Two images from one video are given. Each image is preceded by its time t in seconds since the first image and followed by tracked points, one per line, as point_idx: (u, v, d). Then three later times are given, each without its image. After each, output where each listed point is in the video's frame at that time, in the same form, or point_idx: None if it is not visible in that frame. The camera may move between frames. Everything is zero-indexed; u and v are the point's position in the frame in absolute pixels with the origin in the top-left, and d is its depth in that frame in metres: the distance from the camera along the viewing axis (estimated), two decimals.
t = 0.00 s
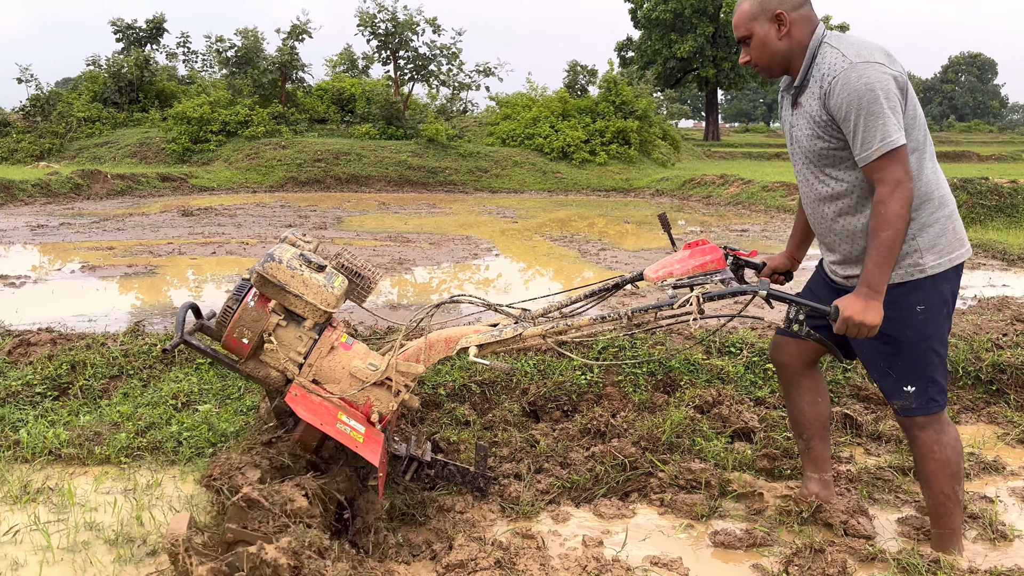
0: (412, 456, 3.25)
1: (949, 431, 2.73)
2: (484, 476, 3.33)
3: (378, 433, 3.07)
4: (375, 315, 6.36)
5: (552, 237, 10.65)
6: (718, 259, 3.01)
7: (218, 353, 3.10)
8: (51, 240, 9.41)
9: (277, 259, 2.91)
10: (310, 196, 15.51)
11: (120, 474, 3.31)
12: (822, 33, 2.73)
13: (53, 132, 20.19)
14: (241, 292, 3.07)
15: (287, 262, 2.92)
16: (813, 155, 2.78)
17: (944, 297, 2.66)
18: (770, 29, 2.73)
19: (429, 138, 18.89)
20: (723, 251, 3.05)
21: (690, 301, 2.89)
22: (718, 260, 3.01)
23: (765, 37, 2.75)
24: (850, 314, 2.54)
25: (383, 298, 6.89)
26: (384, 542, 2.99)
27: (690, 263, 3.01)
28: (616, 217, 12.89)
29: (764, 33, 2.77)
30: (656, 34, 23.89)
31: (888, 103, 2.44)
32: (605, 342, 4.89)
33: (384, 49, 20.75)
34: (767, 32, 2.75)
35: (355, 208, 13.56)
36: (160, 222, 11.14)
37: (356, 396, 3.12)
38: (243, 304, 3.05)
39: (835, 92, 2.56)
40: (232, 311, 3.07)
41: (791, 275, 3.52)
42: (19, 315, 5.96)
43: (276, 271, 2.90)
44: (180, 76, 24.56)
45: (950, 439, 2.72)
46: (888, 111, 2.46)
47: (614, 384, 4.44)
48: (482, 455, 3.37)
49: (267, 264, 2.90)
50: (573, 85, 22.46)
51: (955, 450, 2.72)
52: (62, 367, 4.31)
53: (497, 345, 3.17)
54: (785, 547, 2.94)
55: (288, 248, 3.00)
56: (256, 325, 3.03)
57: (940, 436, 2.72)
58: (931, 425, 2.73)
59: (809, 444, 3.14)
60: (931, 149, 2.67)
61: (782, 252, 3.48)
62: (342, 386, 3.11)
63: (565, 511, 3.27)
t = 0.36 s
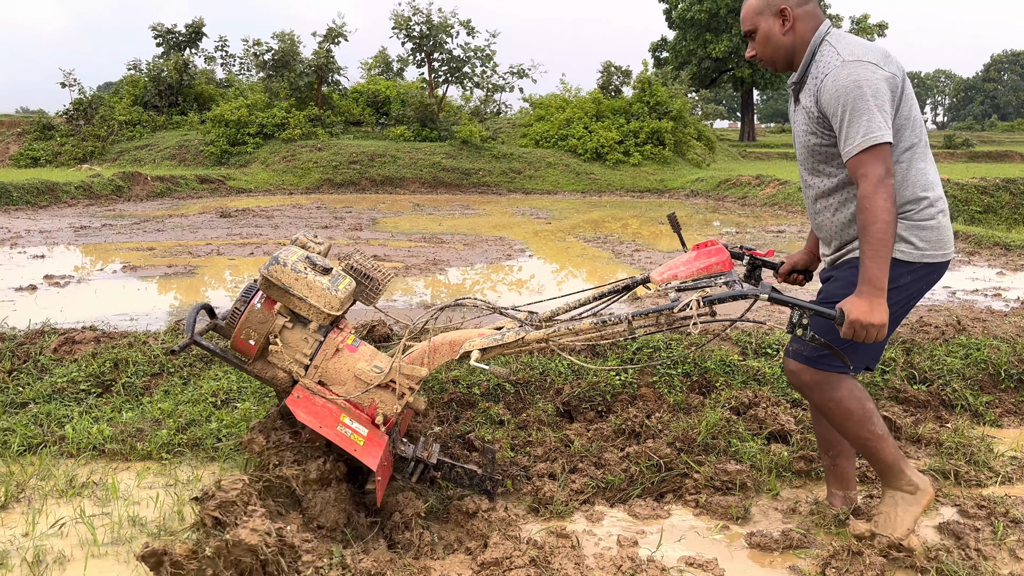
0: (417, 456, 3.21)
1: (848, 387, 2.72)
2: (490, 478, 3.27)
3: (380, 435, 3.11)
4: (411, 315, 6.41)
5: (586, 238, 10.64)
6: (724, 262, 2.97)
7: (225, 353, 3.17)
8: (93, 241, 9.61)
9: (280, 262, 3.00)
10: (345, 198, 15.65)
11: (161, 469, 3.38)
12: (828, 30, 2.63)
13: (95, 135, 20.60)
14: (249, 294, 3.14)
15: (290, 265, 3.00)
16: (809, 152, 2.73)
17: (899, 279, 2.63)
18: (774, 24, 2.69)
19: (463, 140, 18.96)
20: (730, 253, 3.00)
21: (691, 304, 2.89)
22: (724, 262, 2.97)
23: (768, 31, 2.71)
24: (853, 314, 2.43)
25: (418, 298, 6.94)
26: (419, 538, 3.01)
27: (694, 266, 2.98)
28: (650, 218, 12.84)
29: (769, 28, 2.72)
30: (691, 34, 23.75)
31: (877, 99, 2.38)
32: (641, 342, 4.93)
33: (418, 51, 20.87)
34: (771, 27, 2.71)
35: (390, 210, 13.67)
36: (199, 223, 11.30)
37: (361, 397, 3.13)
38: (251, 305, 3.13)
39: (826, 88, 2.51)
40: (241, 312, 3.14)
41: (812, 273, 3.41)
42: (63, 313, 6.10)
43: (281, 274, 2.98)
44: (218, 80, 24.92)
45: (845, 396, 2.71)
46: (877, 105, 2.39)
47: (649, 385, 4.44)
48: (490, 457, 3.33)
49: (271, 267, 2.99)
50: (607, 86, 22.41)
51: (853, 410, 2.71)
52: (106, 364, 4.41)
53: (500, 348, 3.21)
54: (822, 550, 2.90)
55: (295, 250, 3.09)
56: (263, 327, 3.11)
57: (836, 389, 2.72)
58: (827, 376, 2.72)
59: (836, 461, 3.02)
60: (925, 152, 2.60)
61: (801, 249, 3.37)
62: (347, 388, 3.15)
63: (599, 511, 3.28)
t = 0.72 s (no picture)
0: (435, 463, 3.21)
1: (907, 450, 2.56)
2: (510, 487, 3.30)
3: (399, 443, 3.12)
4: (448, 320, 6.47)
5: (621, 245, 10.62)
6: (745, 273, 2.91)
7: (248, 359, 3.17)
8: (136, 248, 9.80)
9: (301, 271, 2.98)
10: (381, 205, 15.78)
11: (206, 471, 3.44)
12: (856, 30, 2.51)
13: (137, 145, 21.01)
14: (271, 302, 3.14)
15: (310, 274, 2.98)
16: (833, 160, 2.59)
17: (940, 315, 2.42)
18: (795, 27, 2.58)
19: (497, 147, 19.02)
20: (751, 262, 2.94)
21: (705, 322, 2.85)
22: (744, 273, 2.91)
23: (791, 35, 2.60)
24: (875, 330, 2.33)
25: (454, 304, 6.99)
26: (460, 542, 3.03)
27: (714, 277, 2.92)
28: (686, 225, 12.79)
29: (792, 31, 2.62)
30: (727, 40, 23.62)
31: (906, 98, 2.24)
32: (680, 347, 4.92)
33: (454, 60, 21.01)
34: (794, 31, 2.60)
35: (425, 217, 13.76)
36: (239, 231, 11.46)
37: (381, 406, 3.12)
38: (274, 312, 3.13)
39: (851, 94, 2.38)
40: (263, 319, 3.15)
41: (836, 281, 3.32)
42: (110, 318, 6.24)
43: (301, 283, 2.97)
44: (256, 90, 25.29)
45: (903, 461, 2.55)
46: (909, 105, 2.24)
47: (688, 391, 4.43)
48: (509, 466, 3.33)
49: (292, 275, 2.97)
50: (642, 92, 22.36)
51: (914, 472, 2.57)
52: (153, 368, 4.51)
53: (518, 359, 3.20)
54: (867, 557, 2.87)
55: (316, 260, 3.07)
56: (284, 335, 3.11)
57: (893, 452, 2.56)
58: (890, 440, 2.56)
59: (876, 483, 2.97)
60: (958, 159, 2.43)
61: (820, 259, 3.29)
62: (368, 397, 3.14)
63: (640, 516, 3.27)
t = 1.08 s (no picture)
0: (437, 472, 3.19)
1: (954, 464, 2.53)
2: (513, 498, 3.23)
3: (396, 449, 3.13)
4: (481, 331, 6.50)
5: (654, 256, 10.59)
6: (726, 263, 2.88)
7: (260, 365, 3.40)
8: (175, 261, 9.96)
9: (305, 280, 3.20)
10: (415, 217, 15.88)
11: (244, 478, 3.49)
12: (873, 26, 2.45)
13: (176, 160, 21.40)
14: (281, 311, 3.37)
15: (312, 283, 3.20)
16: (854, 158, 2.54)
17: (975, 326, 2.36)
18: (812, 25, 2.54)
19: (529, 159, 19.07)
20: (736, 255, 2.90)
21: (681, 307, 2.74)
22: (727, 264, 2.88)
23: (807, 33, 2.56)
24: (852, 306, 2.25)
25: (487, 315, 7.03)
26: (493, 551, 3.03)
27: (697, 271, 2.91)
28: (719, 236, 12.71)
29: (808, 29, 2.58)
30: (760, 50, 23.50)
31: (918, 85, 2.16)
32: (714, 357, 4.89)
33: (486, 73, 21.13)
34: (810, 28, 2.56)
35: (457, 229, 13.83)
36: (275, 243, 11.62)
37: (381, 412, 3.20)
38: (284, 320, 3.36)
39: (863, 81, 2.32)
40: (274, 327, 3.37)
41: (854, 273, 3.27)
42: (151, 329, 6.34)
43: (304, 291, 3.19)
44: (292, 105, 25.65)
45: (952, 475, 2.53)
46: (922, 90, 2.17)
47: (724, 402, 4.40)
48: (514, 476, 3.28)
49: (296, 284, 3.20)
50: (674, 104, 22.31)
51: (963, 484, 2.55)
52: (192, 378, 4.58)
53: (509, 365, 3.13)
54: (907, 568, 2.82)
55: (323, 270, 3.28)
56: (291, 341, 3.30)
57: (941, 468, 2.53)
58: (939, 456, 2.53)
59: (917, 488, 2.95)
60: (977, 155, 2.39)
61: (837, 248, 3.25)
62: (370, 403, 3.24)
63: (675, 526, 3.25)
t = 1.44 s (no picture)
0: (447, 479, 3.28)
1: (986, 482, 2.46)
2: (522, 506, 3.26)
3: (407, 457, 3.19)
4: (516, 345, 6.53)
5: (689, 270, 10.54)
6: (732, 271, 2.91)
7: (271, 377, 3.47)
8: (214, 276, 10.12)
9: (313, 291, 3.27)
10: (449, 232, 15.94)
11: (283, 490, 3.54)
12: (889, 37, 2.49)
13: (215, 176, 21.74)
14: (289, 323, 3.44)
15: (321, 294, 3.26)
16: (866, 173, 2.54)
17: (997, 338, 2.34)
18: (822, 36, 2.61)
19: (563, 173, 19.07)
20: (742, 262, 2.92)
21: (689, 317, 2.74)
22: (732, 272, 2.91)
23: (817, 44, 2.63)
24: (858, 317, 2.33)
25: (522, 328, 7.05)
26: (530, 565, 3.03)
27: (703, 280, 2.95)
28: (756, 249, 12.61)
29: (818, 40, 2.64)
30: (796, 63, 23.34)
31: (928, 98, 2.16)
32: (752, 371, 4.86)
33: (520, 89, 21.23)
34: (820, 39, 2.62)
35: (492, 243, 13.87)
36: (312, 258, 11.73)
37: (390, 421, 3.27)
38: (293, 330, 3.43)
39: (874, 96, 2.33)
40: (282, 339, 3.44)
41: (856, 281, 3.28)
42: (193, 342, 6.45)
43: (312, 303, 3.25)
44: (328, 122, 25.97)
45: (985, 494, 2.45)
46: (934, 103, 2.16)
47: (762, 416, 4.36)
48: (522, 484, 3.30)
49: (304, 296, 3.27)
50: (709, 116, 22.21)
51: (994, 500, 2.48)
52: (233, 391, 4.66)
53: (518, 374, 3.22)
54: None
55: (330, 282, 3.35)
56: (300, 352, 3.37)
57: (973, 486, 2.46)
58: (967, 476, 2.46)
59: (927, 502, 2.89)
60: (994, 167, 2.37)
61: (837, 258, 3.27)
62: (379, 413, 3.32)
63: (714, 541, 3.22)
